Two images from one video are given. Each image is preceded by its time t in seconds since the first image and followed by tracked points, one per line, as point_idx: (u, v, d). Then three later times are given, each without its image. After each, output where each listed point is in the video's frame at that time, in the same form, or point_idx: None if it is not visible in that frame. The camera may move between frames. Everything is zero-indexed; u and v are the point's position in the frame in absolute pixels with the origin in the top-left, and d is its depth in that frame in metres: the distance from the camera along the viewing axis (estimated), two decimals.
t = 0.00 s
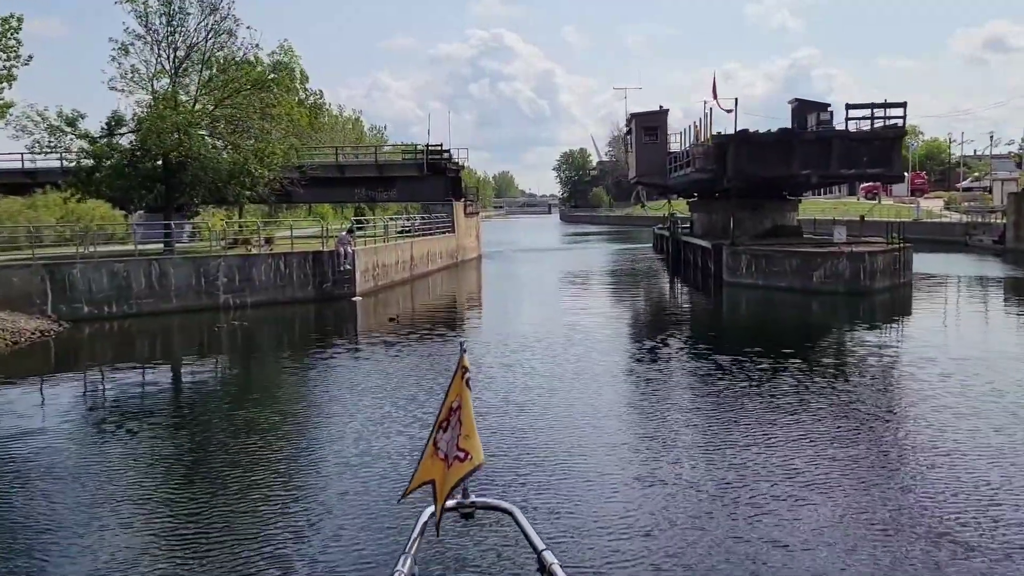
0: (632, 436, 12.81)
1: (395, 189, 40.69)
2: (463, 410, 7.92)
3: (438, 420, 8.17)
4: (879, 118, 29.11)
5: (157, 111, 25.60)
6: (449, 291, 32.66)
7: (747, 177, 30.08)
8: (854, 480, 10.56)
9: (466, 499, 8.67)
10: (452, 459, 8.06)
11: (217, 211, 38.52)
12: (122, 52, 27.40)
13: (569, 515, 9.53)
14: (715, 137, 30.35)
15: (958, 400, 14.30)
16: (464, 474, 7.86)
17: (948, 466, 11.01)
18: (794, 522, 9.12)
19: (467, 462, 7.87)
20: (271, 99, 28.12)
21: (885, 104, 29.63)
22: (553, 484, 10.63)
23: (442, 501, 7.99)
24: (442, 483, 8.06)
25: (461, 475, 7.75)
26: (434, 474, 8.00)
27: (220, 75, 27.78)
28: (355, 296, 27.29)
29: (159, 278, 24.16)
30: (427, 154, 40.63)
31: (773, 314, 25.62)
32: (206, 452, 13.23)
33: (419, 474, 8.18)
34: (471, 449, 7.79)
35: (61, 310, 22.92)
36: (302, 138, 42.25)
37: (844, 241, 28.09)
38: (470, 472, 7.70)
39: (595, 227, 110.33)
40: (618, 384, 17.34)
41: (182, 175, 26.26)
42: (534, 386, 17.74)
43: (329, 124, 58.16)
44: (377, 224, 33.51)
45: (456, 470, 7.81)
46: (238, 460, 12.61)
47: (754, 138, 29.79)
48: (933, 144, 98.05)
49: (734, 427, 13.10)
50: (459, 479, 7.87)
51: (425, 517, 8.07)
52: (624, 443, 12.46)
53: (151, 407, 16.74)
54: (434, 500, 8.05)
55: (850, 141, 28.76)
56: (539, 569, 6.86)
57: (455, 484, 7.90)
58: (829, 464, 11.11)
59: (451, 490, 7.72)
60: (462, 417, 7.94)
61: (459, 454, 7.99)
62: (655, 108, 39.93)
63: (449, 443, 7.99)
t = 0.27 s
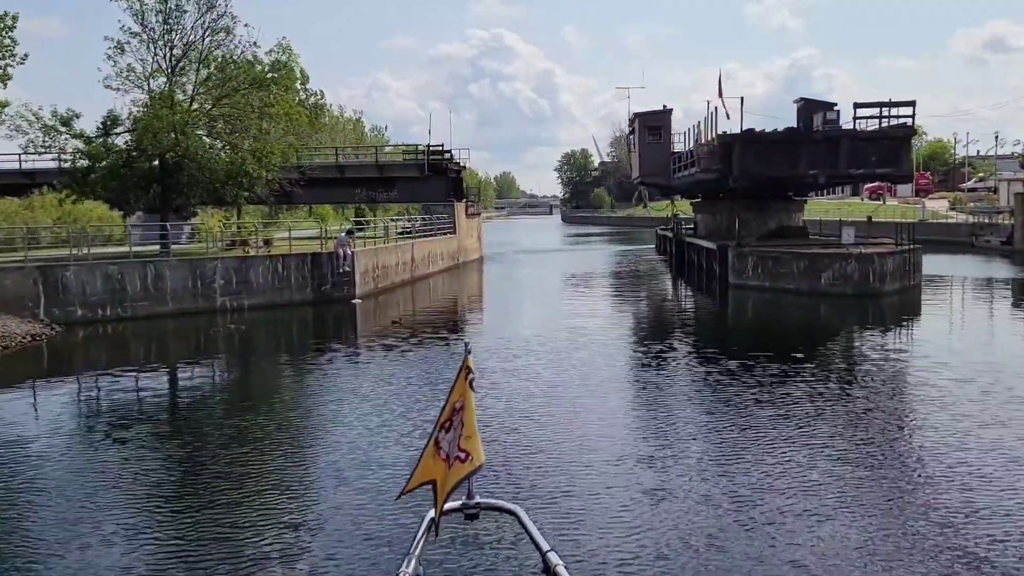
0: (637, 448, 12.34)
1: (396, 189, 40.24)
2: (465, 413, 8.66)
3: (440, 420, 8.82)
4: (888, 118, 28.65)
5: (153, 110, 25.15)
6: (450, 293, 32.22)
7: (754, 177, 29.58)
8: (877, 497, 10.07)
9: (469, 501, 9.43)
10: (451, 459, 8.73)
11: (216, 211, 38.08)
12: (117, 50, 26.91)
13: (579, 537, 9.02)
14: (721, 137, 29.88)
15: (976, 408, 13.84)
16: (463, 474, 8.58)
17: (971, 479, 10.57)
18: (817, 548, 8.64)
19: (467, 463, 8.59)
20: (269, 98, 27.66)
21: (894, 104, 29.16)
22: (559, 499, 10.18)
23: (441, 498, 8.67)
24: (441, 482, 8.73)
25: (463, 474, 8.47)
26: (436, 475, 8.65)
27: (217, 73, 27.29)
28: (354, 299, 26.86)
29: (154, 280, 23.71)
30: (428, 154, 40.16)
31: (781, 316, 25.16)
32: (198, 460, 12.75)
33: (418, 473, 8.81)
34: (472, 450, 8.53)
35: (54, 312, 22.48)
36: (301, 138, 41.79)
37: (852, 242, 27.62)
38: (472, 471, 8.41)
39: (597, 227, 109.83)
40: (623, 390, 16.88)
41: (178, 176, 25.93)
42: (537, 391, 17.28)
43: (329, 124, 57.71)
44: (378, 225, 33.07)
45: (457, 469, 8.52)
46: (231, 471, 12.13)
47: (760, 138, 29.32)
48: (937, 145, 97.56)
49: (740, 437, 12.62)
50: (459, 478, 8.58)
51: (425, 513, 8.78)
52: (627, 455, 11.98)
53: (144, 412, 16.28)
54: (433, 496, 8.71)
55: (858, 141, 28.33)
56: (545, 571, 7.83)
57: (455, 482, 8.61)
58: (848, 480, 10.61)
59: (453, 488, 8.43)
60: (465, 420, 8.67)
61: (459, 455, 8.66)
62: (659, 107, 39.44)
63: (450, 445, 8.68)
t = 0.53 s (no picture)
0: (646, 461, 11.84)
1: (397, 191, 39.78)
2: (469, 415, 8.63)
3: (448, 422, 8.86)
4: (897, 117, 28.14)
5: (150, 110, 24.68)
6: (452, 296, 31.73)
7: (762, 177, 29.04)
8: (905, 515, 9.57)
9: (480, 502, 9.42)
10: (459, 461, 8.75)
11: (215, 213, 37.61)
12: (114, 50, 26.44)
13: (588, 558, 8.52)
14: (728, 137, 29.37)
15: (997, 418, 13.35)
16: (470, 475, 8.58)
17: (998, 493, 10.09)
18: (846, 572, 8.14)
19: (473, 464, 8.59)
20: (268, 98, 27.19)
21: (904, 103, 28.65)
22: (566, 517, 9.71)
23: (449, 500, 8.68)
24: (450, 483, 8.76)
25: (468, 475, 8.48)
26: (444, 476, 8.68)
27: (215, 73, 26.81)
28: (355, 302, 26.38)
29: (150, 284, 23.23)
30: (430, 155, 39.68)
31: (789, 319, 24.66)
32: (190, 472, 12.30)
33: (428, 474, 8.89)
34: (478, 452, 8.52)
35: (47, 317, 22.04)
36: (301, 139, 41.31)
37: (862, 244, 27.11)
38: (477, 473, 8.42)
39: (600, 229, 109.28)
40: (630, 398, 16.38)
41: (176, 177, 25.59)
42: (542, 398, 16.80)
43: (329, 125, 57.22)
44: (379, 227, 32.61)
45: (464, 471, 8.54)
46: (223, 483, 11.64)
47: (768, 138, 28.81)
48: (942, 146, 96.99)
49: (752, 450, 12.12)
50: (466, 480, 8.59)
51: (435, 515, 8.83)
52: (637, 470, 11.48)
53: (139, 420, 15.81)
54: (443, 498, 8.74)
55: (868, 141, 27.85)
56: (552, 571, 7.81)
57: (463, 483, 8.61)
58: (874, 492, 10.13)
59: (459, 489, 8.45)
60: (470, 421, 8.65)
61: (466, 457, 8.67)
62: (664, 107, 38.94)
63: (457, 446, 8.71)
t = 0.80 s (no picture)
0: (660, 476, 11.35)
1: (399, 192, 39.32)
2: (477, 415, 8.29)
3: (456, 423, 8.50)
4: (908, 116, 27.61)
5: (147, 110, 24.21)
6: (455, 299, 31.27)
7: (770, 178, 28.53)
8: (931, 537, 9.07)
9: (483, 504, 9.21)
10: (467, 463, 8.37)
11: (215, 215, 37.19)
12: (111, 49, 26.00)
13: None
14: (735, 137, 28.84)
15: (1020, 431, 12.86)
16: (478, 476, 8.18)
17: None
18: None
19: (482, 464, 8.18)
20: (268, 98, 26.73)
21: (914, 102, 28.12)
22: (573, 539, 9.25)
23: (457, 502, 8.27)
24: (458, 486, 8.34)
25: (476, 475, 8.09)
26: (451, 477, 8.32)
27: (213, 73, 26.37)
28: (355, 306, 25.93)
29: (146, 286, 22.78)
30: (432, 156, 39.21)
31: (800, 322, 24.15)
32: (182, 479, 11.85)
33: (436, 476, 8.57)
34: (486, 452, 8.14)
35: (41, 321, 21.60)
36: (301, 141, 40.85)
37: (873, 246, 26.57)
38: (485, 474, 8.04)
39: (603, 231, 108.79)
40: (638, 405, 15.89)
41: (173, 177, 25.21)
42: (547, 404, 16.33)
43: (331, 126, 56.78)
44: (380, 229, 32.17)
45: (471, 473, 8.17)
46: (216, 491, 11.19)
47: (776, 137, 28.27)
48: (947, 147, 96.48)
49: (771, 463, 11.63)
50: (473, 481, 8.19)
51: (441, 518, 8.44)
52: (650, 486, 10.98)
53: (132, 427, 15.37)
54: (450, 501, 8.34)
55: (878, 140, 27.34)
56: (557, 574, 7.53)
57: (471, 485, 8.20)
58: (897, 514, 9.63)
59: (465, 490, 8.07)
60: (478, 421, 8.30)
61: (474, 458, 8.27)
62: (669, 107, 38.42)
63: (464, 447, 8.36)
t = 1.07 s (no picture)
0: (669, 502, 10.84)
1: (400, 193, 38.85)
2: (481, 416, 8.09)
3: (458, 423, 8.32)
4: (917, 117, 27.10)
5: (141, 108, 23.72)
6: (456, 302, 30.78)
7: (777, 179, 28.05)
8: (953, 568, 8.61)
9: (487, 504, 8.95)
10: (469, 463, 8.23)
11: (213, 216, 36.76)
12: (106, 47, 25.57)
13: None
14: (741, 137, 28.33)
15: None
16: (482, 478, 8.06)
17: None
18: None
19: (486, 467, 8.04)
20: (265, 97, 26.26)
21: (923, 103, 27.61)
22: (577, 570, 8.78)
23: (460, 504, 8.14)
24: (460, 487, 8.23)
25: (481, 479, 7.97)
26: (453, 478, 8.15)
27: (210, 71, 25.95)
28: (354, 309, 25.46)
29: (140, 290, 22.33)
30: (433, 157, 38.75)
31: (807, 327, 23.66)
32: (169, 487, 11.41)
33: (437, 476, 8.38)
34: (490, 454, 7.99)
35: (32, 325, 21.14)
36: (300, 141, 40.39)
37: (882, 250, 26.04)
38: (488, 476, 7.90)
39: (605, 232, 108.26)
40: (645, 413, 15.41)
41: (168, 178, 24.91)
42: (550, 411, 15.86)
43: (331, 127, 56.33)
44: (380, 231, 31.68)
45: (474, 474, 8.02)
46: (202, 501, 10.75)
47: (782, 138, 27.75)
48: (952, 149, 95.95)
49: (785, 492, 11.13)
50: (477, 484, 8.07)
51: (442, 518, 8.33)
52: (659, 512, 10.49)
53: (121, 433, 14.91)
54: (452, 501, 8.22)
55: (887, 141, 26.81)
56: None
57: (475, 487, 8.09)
58: (918, 565, 9.10)
59: (469, 494, 7.92)
60: (482, 423, 8.12)
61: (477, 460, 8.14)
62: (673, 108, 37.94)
63: (467, 449, 8.19)
